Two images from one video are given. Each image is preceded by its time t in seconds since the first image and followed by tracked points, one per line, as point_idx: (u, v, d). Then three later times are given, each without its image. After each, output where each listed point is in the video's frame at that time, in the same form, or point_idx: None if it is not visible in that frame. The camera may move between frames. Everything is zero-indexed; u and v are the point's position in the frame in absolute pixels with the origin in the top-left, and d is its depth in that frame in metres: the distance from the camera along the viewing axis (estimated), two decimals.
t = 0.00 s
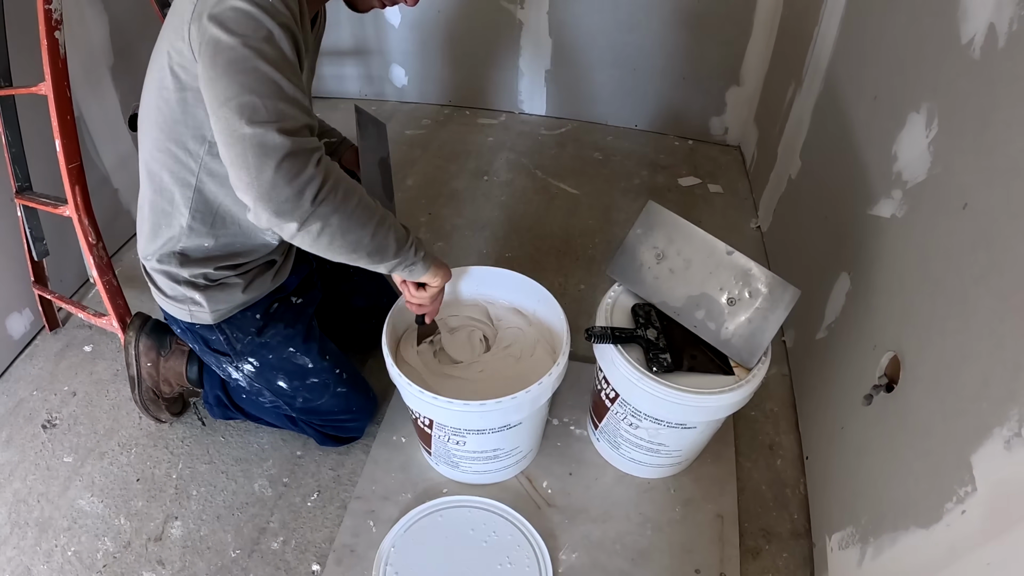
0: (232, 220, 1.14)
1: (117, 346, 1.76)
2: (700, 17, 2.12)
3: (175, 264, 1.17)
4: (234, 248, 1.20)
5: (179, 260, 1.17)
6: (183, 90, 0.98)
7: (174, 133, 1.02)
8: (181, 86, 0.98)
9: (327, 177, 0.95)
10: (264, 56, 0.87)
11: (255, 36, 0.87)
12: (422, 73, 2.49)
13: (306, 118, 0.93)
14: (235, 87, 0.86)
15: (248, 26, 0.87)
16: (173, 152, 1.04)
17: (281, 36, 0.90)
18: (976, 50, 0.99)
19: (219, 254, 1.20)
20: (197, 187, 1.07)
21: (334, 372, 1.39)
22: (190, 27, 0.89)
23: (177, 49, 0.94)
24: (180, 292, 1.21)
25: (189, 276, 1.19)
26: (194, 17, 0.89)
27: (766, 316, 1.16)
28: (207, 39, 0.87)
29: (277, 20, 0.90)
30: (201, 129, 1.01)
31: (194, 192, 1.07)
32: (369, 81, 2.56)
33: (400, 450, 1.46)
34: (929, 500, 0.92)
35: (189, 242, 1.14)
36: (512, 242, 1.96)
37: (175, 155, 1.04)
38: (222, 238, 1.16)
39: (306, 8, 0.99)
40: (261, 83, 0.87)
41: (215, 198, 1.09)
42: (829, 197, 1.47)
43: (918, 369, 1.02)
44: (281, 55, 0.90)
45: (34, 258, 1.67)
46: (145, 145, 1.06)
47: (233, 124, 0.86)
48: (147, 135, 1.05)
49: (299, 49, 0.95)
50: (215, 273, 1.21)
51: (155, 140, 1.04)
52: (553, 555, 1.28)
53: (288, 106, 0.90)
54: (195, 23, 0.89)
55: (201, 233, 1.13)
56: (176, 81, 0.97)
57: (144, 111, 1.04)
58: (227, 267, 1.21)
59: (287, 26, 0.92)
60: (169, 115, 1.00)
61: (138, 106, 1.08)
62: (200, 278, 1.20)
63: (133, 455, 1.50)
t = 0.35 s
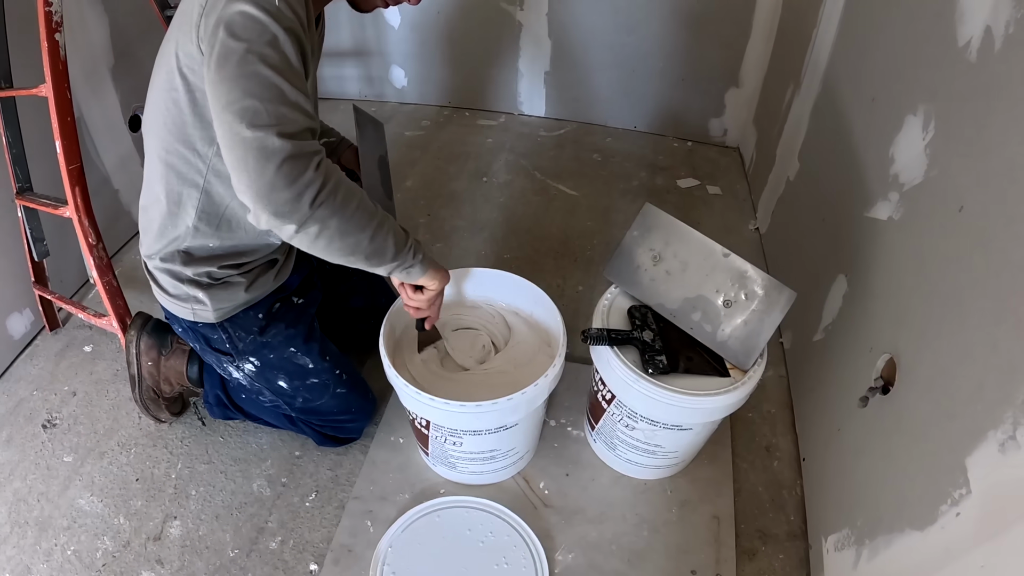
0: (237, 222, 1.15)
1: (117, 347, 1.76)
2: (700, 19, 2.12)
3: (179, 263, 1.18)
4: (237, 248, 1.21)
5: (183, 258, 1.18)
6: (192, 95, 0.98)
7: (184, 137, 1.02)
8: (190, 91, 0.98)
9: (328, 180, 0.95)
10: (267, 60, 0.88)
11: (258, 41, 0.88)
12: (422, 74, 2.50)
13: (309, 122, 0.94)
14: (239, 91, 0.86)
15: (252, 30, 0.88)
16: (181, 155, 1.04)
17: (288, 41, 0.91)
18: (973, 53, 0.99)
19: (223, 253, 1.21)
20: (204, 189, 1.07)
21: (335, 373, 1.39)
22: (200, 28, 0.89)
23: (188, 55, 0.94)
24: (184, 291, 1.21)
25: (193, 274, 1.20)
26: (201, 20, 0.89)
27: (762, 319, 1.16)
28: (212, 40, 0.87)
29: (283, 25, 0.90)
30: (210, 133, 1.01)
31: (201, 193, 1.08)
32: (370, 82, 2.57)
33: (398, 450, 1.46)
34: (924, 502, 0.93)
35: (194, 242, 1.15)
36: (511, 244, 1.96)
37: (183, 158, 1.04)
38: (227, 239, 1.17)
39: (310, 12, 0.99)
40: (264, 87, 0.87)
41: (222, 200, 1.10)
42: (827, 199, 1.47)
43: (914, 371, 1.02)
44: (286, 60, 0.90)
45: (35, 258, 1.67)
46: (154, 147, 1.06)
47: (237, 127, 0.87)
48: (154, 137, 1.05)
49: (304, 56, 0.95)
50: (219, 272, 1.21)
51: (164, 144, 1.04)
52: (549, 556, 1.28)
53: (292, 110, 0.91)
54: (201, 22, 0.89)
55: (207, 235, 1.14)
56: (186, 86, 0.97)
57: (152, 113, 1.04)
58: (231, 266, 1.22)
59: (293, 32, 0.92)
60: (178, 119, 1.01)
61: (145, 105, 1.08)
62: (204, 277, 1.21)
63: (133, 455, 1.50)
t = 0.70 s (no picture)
0: (236, 221, 1.15)
1: (116, 345, 1.76)
2: (700, 19, 2.12)
3: (177, 262, 1.18)
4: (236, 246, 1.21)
5: (181, 257, 1.18)
6: (190, 93, 0.98)
7: (183, 137, 1.02)
8: (186, 88, 0.98)
9: (327, 182, 0.96)
10: (264, 60, 0.88)
11: (258, 41, 0.88)
12: (422, 73, 2.50)
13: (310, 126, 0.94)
14: (237, 91, 0.87)
15: (248, 29, 0.88)
16: (177, 150, 1.04)
17: (286, 42, 0.91)
18: (973, 53, 0.99)
19: (222, 252, 1.21)
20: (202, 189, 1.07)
21: (334, 371, 1.39)
22: (198, 25, 0.89)
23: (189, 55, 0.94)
24: (182, 289, 1.21)
25: (192, 273, 1.20)
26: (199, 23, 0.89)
27: (763, 318, 1.16)
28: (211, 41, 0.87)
29: (280, 24, 0.90)
30: (208, 132, 1.01)
31: (199, 193, 1.08)
32: (370, 81, 2.57)
33: (397, 449, 1.46)
34: (924, 502, 0.93)
35: (192, 241, 1.15)
36: (512, 243, 1.96)
37: (181, 157, 1.04)
38: (225, 238, 1.17)
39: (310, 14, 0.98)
40: (263, 87, 0.88)
41: (221, 199, 1.10)
42: (827, 198, 1.47)
43: (913, 371, 1.02)
44: (285, 61, 0.91)
45: (34, 256, 1.67)
46: (152, 147, 1.06)
47: (235, 130, 0.88)
48: (153, 136, 1.05)
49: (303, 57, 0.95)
50: (218, 271, 1.21)
51: (164, 143, 1.04)
52: (549, 554, 1.28)
53: (291, 112, 0.91)
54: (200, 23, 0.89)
55: (206, 234, 1.15)
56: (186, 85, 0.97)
57: (152, 113, 1.04)
58: (229, 265, 1.22)
59: (291, 32, 0.92)
60: (179, 119, 1.01)
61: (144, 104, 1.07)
62: (202, 276, 1.21)
63: (132, 452, 1.50)
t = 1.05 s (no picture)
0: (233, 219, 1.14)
1: (116, 341, 1.76)
2: (701, 18, 2.12)
3: (176, 258, 1.18)
4: (235, 244, 1.21)
5: (180, 254, 1.18)
6: (189, 92, 0.98)
7: (181, 134, 1.02)
8: (186, 87, 0.97)
9: (325, 173, 0.95)
10: (262, 48, 0.88)
11: (254, 29, 0.88)
12: (423, 72, 2.50)
13: (309, 119, 0.95)
14: (235, 78, 0.87)
15: (248, 19, 0.88)
16: (176, 149, 1.04)
17: (285, 34, 0.91)
18: (972, 49, 0.99)
19: (220, 249, 1.20)
20: (201, 188, 1.07)
21: (333, 367, 1.39)
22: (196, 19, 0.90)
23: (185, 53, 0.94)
24: (181, 286, 1.21)
25: (190, 269, 1.20)
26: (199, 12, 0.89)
27: (762, 314, 1.16)
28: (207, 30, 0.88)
29: (279, 16, 0.91)
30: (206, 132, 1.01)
31: (198, 191, 1.08)
32: (371, 79, 2.57)
33: (396, 445, 1.46)
34: (923, 498, 0.93)
35: (192, 238, 1.16)
36: (511, 241, 1.96)
37: (180, 156, 1.04)
38: (223, 235, 1.16)
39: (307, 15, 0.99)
40: (261, 74, 0.88)
41: (219, 199, 1.09)
42: (826, 196, 1.47)
43: (913, 367, 1.02)
44: (284, 53, 0.91)
45: (34, 252, 1.67)
46: (152, 145, 1.06)
47: (233, 118, 0.87)
48: (152, 134, 1.06)
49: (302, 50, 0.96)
50: (216, 267, 1.21)
51: (162, 141, 1.04)
52: (548, 551, 1.28)
53: (290, 102, 0.91)
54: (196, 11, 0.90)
55: (204, 231, 1.14)
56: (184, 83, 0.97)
57: (151, 110, 1.04)
58: (227, 262, 1.22)
59: (289, 26, 0.92)
60: (177, 117, 1.01)
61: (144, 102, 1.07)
62: (201, 272, 1.21)
63: (131, 448, 1.50)
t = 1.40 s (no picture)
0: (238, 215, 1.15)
1: (117, 338, 1.76)
2: (702, 18, 2.13)
3: (179, 252, 1.19)
4: (240, 240, 1.21)
5: (184, 248, 1.19)
6: (197, 89, 0.98)
7: (184, 127, 1.02)
8: (194, 85, 0.98)
9: (346, 171, 0.91)
10: (272, 55, 0.87)
11: (259, 36, 0.87)
12: (425, 72, 2.50)
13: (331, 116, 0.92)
14: (246, 87, 0.86)
15: (254, 26, 0.88)
16: (183, 146, 1.04)
17: (294, 37, 0.90)
18: (972, 48, 1.00)
19: (224, 244, 1.21)
20: (207, 184, 1.08)
21: (334, 362, 1.39)
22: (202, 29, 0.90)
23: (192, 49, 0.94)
24: (184, 279, 1.22)
25: (193, 263, 1.20)
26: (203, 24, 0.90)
27: (763, 312, 1.16)
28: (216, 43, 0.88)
29: (288, 20, 0.90)
30: (214, 128, 1.02)
31: (204, 187, 1.08)
32: (372, 79, 2.57)
33: (398, 442, 1.46)
34: (924, 494, 0.93)
35: (196, 232, 1.16)
36: (512, 239, 1.96)
37: (186, 152, 1.05)
38: (228, 230, 1.17)
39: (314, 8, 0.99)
40: (270, 81, 0.87)
41: (226, 196, 1.10)
42: (827, 195, 1.48)
43: (913, 365, 1.02)
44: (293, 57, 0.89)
45: (36, 248, 1.67)
46: (158, 142, 1.07)
47: (246, 127, 0.87)
48: (157, 127, 1.06)
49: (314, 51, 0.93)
50: (220, 262, 1.22)
51: (167, 135, 1.04)
52: (549, 548, 1.28)
53: (303, 104, 0.89)
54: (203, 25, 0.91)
55: (209, 227, 1.15)
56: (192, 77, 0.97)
57: (157, 104, 1.04)
58: (231, 257, 1.22)
59: (299, 29, 0.91)
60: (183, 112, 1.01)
61: (149, 95, 1.08)
62: (204, 266, 1.21)
63: (132, 445, 1.50)
